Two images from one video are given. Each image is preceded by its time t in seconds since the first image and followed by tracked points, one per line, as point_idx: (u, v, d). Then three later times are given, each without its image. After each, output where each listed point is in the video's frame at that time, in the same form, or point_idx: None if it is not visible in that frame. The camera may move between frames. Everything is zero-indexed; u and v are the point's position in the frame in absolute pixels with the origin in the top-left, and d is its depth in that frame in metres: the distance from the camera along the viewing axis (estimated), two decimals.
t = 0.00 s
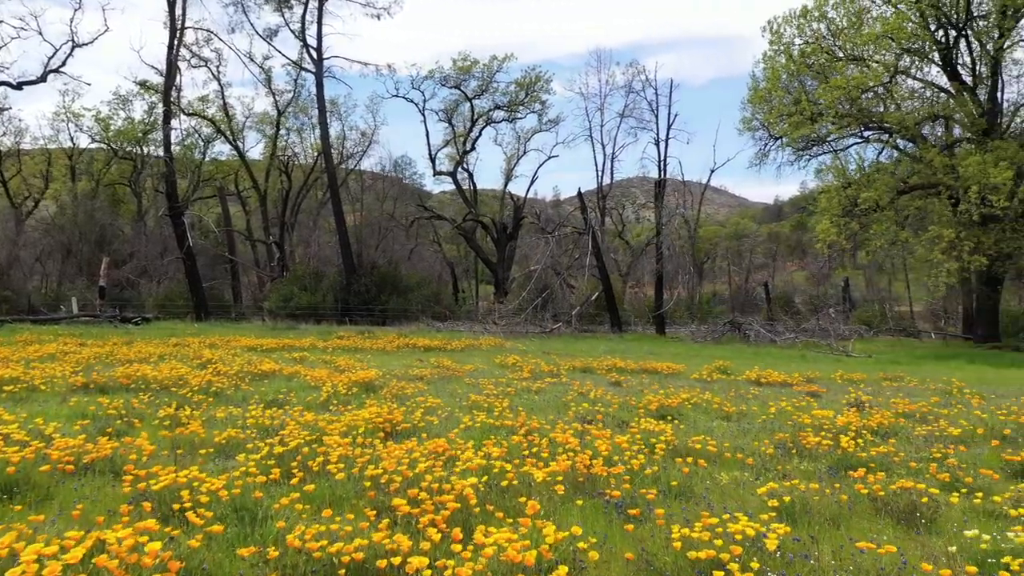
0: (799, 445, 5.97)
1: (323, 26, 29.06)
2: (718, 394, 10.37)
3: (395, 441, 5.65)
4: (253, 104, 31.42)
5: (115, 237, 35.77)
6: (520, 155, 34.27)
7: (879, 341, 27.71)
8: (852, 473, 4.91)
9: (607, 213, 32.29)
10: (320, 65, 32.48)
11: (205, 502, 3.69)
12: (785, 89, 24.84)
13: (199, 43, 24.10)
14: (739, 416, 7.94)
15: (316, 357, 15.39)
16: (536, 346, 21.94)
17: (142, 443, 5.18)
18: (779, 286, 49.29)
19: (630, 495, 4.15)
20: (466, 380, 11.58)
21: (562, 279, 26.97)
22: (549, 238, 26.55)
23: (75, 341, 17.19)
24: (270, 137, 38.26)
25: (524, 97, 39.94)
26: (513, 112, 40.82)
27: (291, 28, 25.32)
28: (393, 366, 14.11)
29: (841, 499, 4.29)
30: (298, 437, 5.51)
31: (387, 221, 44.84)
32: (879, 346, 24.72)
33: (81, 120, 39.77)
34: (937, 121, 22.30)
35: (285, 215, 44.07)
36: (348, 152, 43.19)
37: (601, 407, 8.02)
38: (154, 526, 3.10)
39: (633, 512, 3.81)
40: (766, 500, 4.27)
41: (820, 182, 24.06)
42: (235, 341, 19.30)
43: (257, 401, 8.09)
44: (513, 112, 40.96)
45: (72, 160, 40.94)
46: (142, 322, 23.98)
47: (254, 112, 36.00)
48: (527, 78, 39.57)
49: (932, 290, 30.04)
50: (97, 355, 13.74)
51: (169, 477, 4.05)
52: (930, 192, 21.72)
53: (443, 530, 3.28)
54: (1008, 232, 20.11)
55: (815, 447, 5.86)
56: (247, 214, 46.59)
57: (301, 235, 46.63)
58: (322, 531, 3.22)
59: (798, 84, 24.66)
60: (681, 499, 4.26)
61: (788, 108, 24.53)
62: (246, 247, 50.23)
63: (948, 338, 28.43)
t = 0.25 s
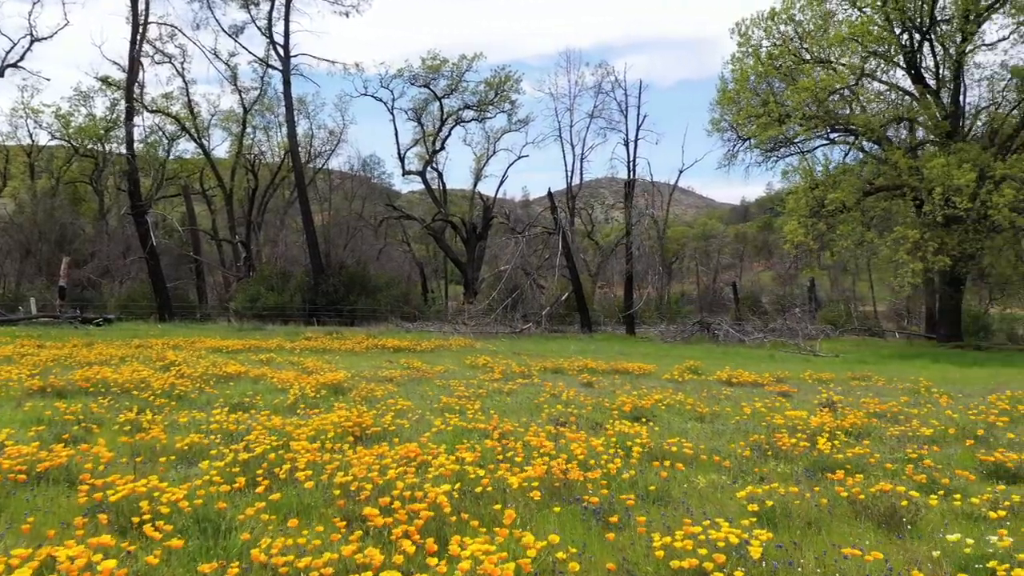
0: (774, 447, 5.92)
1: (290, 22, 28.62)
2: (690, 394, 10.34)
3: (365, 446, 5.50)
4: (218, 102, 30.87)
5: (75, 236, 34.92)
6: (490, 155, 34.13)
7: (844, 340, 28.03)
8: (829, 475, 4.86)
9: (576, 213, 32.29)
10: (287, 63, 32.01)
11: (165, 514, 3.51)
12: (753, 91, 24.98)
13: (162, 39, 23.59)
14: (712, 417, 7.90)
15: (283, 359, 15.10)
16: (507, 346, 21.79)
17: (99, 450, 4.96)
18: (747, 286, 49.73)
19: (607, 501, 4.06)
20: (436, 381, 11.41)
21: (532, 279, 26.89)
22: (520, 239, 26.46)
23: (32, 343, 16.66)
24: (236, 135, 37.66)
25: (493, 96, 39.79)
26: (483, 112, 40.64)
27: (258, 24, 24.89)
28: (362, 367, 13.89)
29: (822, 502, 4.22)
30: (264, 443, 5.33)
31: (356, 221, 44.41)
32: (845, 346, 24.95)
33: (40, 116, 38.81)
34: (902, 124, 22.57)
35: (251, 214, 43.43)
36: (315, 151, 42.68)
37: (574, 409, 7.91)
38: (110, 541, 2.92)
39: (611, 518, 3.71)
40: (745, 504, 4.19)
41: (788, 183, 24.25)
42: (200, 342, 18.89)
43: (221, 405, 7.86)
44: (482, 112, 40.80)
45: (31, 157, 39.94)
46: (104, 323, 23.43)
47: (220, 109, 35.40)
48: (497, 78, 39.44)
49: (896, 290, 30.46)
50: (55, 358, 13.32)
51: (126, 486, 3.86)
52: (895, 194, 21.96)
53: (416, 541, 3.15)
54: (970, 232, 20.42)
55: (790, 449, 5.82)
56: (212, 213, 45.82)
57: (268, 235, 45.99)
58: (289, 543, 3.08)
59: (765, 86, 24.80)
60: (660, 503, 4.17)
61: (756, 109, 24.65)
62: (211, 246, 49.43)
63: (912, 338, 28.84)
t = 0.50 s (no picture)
0: (750, 448, 5.87)
1: (255, 19, 28.14)
2: (662, 395, 10.27)
3: (333, 451, 5.33)
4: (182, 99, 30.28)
5: (34, 235, 34.17)
6: (459, 155, 33.90)
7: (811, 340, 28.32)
8: (808, 478, 4.80)
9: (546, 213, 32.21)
10: (253, 60, 31.50)
11: (122, 527, 3.34)
12: (722, 92, 25.05)
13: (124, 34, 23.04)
14: (686, 419, 7.84)
15: (249, 361, 14.78)
16: (477, 347, 21.62)
17: (54, 458, 4.74)
18: (715, 286, 50.09)
19: (584, 507, 3.95)
20: (405, 383, 11.22)
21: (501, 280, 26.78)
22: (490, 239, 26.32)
23: None
24: (200, 133, 36.99)
25: (463, 96, 39.58)
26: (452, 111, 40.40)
27: (222, 20, 24.40)
28: (330, 369, 13.64)
29: (802, 506, 4.15)
30: (227, 449, 5.15)
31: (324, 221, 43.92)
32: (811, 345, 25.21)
33: None
34: (867, 126, 22.80)
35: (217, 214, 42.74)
36: (282, 149, 42.13)
37: (548, 411, 7.79)
38: (62, 560, 2.75)
39: (590, 526, 3.60)
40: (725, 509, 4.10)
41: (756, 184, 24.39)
42: (163, 344, 18.45)
43: (184, 408, 7.62)
44: (451, 111, 40.55)
45: None
46: (64, 324, 22.86)
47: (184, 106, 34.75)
48: (466, 77, 39.25)
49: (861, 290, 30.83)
50: (11, 360, 12.89)
51: (82, 498, 3.67)
52: (862, 195, 22.20)
53: (389, 554, 3.01)
54: (934, 234, 20.62)
55: (766, 451, 5.77)
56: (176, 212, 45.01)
57: (233, 234, 45.30)
58: (254, 559, 2.92)
59: (734, 88, 24.87)
60: (637, 509, 4.08)
61: (724, 110, 24.70)
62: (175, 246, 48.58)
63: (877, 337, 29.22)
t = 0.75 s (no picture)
0: (725, 450, 5.81)
1: (220, 15, 27.65)
2: (634, 396, 10.22)
3: (301, 457, 5.16)
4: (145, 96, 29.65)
5: None
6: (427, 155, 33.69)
7: (777, 340, 28.58)
8: (784, 481, 4.75)
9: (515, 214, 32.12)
10: (218, 57, 30.96)
11: (76, 541, 3.15)
12: (690, 94, 25.14)
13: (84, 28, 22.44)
14: (659, 420, 7.78)
15: (213, 363, 14.46)
16: (447, 348, 21.43)
17: (5, 468, 4.51)
18: (682, 287, 50.40)
19: (560, 513, 3.84)
20: (374, 386, 11.02)
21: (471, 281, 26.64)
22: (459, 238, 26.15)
23: None
24: (163, 130, 36.29)
25: (431, 95, 39.33)
26: (420, 110, 40.13)
27: (186, 16, 23.91)
28: (297, 371, 13.39)
29: (780, 510, 4.08)
30: (191, 455, 4.96)
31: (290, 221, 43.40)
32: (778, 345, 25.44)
33: None
34: (833, 128, 23.03)
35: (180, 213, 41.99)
36: (248, 148, 41.51)
37: (519, 413, 7.68)
38: None
39: (567, 533, 3.50)
40: (703, 514, 4.02)
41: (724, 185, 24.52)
42: (124, 345, 18.00)
43: (145, 413, 7.38)
44: (420, 110, 40.27)
45: None
46: (21, 325, 22.25)
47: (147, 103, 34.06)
48: (435, 76, 39.03)
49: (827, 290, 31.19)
50: None
51: (34, 510, 3.47)
52: (828, 196, 22.41)
53: (360, 566, 2.88)
54: (898, 234, 20.83)
55: (741, 453, 5.71)
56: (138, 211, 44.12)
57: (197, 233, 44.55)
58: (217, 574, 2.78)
59: (702, 89, 24.98)
60: (614, 514, 3.98)
61: (693, 111, 24.77)
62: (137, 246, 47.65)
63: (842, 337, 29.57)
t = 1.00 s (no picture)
0: (701, 453, 5.74)
1: (184, 10, 27.10)
2: (605, 397, 10.15)
3: (267, 464, 4.98)
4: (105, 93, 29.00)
5: None
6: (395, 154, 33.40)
7: (744, 339, 28.80)
8: (762, 484, 4.69)
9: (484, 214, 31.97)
10: (182, 53, 30.36)
11: (28, 557, 2.97)
12: (659, 94, 25.20)
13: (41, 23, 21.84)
14: (631, 422, 7.71)
15: (176, 364, 14.11)
16: (416, 348, 21.26)
17: None
18: (650, 287, 50.63)
19: (536, 520, 3.73)
20: (341, 387, 10.83)
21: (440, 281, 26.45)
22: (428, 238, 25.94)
23: None
24: (125, 128, 35.52)
25: (399, 94, 39.01)
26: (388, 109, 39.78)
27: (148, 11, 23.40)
28: (262, 372, 13.12)
29: (761, 515, 4.01)
30: (152, 463, 4.76)
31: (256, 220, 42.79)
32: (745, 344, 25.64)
33: None
34: (800, 129, 23.22)
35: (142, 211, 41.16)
36: (212, 146, 40.83)
37: (491, 416, 7.55)
38: None
39: (546, 542, 3.39)
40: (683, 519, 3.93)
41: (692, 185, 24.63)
42: (83, 346, 17.54)
43: (103, 418, 7.12)
44: (388, 109, 39.93)
45: None
46: None
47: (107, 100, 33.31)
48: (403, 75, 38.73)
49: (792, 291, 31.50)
50: None
51: None
52: (795, 196, 22.53)
53: None
54: (863, 235, 21.03)
55: (717, 455, 5.64)
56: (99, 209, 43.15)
57: (160, 232, 43.74)
58: None
59: (671, 90, 25.04)
60: (592, 521, 3.88)
61: (662, 112, 24.81)
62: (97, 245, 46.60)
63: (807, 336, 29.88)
